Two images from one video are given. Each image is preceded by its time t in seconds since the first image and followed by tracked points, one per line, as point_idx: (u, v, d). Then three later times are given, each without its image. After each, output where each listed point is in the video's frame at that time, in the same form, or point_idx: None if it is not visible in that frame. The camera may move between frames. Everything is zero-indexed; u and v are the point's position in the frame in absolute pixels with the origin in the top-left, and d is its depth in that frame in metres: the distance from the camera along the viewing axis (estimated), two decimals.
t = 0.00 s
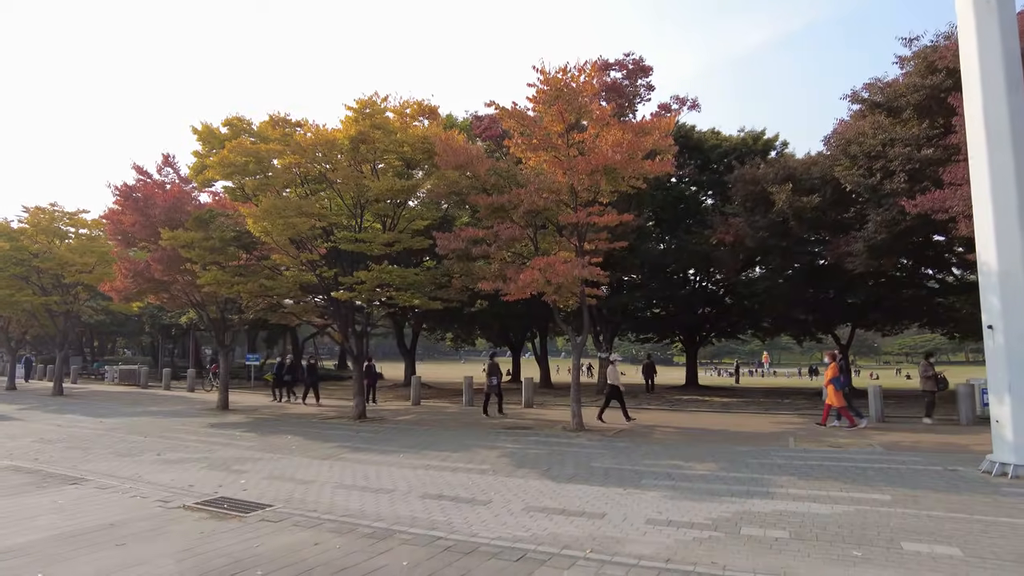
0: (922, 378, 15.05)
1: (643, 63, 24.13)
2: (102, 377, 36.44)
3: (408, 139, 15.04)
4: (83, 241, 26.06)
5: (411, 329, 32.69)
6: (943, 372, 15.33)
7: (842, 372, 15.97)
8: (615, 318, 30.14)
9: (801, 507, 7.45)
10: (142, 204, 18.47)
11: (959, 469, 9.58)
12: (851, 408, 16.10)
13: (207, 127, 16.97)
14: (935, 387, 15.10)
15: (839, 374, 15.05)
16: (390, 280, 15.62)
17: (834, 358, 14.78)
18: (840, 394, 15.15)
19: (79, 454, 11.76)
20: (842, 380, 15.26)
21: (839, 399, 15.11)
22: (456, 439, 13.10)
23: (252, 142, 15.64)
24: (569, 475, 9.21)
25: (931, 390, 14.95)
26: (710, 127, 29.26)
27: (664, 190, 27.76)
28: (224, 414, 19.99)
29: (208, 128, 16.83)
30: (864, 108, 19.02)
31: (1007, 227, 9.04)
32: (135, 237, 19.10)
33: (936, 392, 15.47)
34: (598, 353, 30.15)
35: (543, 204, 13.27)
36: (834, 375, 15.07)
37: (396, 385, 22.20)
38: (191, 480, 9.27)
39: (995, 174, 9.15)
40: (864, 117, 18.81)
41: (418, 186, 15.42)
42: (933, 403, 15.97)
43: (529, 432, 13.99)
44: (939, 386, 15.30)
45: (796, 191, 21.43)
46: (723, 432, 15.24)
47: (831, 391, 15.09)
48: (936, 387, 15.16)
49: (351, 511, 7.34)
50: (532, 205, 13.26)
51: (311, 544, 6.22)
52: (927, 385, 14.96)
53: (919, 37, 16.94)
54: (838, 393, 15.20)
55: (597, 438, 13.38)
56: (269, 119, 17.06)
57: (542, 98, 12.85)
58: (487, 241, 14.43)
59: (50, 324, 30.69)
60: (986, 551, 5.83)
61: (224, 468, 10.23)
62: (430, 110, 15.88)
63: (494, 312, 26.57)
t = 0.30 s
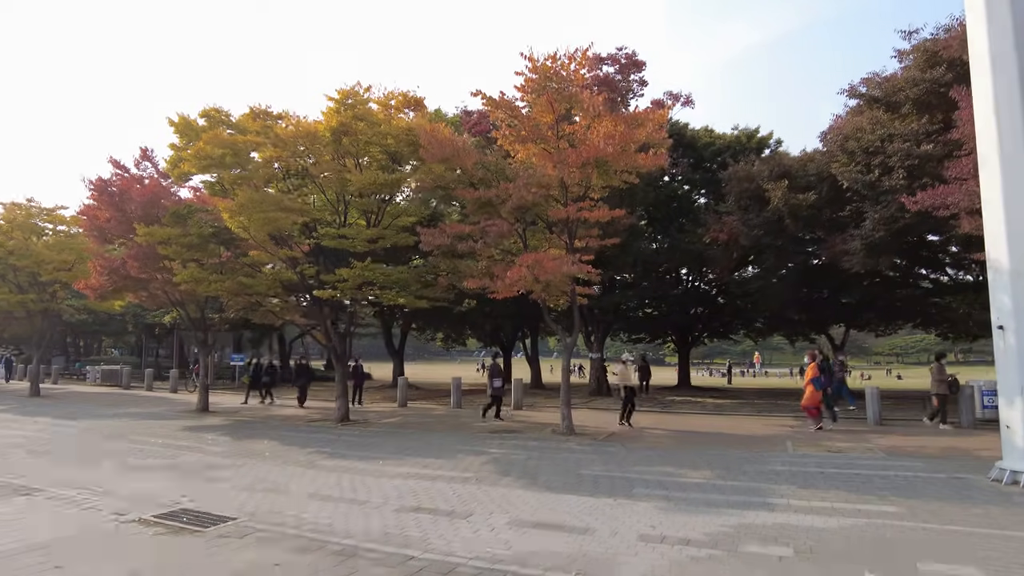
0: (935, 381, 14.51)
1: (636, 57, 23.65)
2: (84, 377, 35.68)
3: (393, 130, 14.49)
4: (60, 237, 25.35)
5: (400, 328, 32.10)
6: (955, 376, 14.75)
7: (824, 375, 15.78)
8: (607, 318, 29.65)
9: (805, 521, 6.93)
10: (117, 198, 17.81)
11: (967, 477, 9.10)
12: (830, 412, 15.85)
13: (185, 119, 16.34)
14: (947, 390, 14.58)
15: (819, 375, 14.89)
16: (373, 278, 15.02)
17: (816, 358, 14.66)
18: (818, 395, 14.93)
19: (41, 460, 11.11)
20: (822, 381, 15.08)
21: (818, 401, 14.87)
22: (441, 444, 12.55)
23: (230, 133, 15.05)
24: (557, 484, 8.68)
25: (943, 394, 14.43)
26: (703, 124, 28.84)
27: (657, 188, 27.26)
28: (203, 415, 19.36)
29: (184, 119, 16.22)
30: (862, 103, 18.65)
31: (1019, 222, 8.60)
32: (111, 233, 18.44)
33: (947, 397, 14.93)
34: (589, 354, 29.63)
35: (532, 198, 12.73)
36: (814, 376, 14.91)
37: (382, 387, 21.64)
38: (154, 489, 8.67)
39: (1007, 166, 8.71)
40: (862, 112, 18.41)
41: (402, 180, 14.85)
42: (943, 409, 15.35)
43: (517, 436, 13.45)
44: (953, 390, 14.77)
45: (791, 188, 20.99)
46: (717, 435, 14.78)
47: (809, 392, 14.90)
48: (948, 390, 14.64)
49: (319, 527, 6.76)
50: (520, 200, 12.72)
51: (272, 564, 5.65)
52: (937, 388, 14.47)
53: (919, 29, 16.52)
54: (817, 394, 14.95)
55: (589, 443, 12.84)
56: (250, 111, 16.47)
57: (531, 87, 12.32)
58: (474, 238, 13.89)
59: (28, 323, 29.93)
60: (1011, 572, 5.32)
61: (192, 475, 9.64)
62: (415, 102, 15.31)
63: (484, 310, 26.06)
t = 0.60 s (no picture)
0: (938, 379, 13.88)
1: (620, 51, 23.18)
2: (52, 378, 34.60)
3: (367, 120, 13.88)
4: (24, 233, 24.39)
5: (380, 328, 31.43)
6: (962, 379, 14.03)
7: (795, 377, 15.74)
8: (590, 317, 29.18)
9: (803, 531, 6.45)
10: (79, 191, 17.01)
11: (966, 481, 8.68)
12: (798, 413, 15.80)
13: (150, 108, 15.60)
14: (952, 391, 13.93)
15: (789, 376, 14.81)
16: (347, 274, 14.39)
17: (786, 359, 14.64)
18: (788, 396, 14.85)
19: None
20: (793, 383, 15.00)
21: (787, 401, 14.79)
22: (416, 448, 11.95)
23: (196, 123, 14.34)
24: (536, 492, 8.14)
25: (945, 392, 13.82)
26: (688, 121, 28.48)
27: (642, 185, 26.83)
28: (172, 418, 18.59)
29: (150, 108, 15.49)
30: (850, 98, 18.33)
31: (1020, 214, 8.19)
32: (72, 228, 17.62)
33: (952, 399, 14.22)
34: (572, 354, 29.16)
35: (512, 190, 12.18)
36: (783, 377, 14.73)
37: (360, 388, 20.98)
38: (100, 499, 8.02)
39: (1007, 155, 8.31)
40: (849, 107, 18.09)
41: (377, 172, 14.26)
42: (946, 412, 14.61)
43: (497, 439, 12.91)
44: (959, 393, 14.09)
45: (777, 184, 20.63)
46: (703, 437, 14.33)
47: (779, 393, 14.82)
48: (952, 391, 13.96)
49: (274, 542, 6.16)
50: (501, 192, 12.17)
51: None
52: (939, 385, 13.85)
53: (908, 22, 16.20)
54: (786, 396, 14.79)
55: (571, 446, 12.31)
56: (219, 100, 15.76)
57: (512, 74, 11.78)
58: (452, 232, 13.31)
59: None
60: None
61: (146, 483, 8.98)
62: (392, 91, 14.69)
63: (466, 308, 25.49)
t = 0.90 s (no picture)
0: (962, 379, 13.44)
1: (615, 45, 22.64)
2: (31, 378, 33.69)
3: (352, 109, 13.26)
4: None
5: (368, 327, 30.76)
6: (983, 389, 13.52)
7: (776, 377, 15.35)
8: (583, 317, 28.64)
9: (821, 549, 5.90)
10: (50, 183, 16.28)
11: (986, 491, 8.18)
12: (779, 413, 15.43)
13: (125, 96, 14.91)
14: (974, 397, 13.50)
15: (771, 376, 14.39)
16: (332, 270, 13.77)
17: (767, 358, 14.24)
18: (769, 397, 14.46)
19: None
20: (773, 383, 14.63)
21: (769, 401, 14.41)
22: (401, 454, 11.35)
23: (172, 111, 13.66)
24: (530, 503, 7.58)
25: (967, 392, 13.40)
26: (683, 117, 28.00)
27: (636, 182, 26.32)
28: (149, 420, 17.89)
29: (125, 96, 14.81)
30: (851, 93, 17.88)
31: None
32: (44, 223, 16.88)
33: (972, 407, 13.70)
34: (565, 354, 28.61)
35: (505, 182, 11.59)
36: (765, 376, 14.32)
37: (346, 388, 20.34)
38: (56, 512, 7.38)
39: None
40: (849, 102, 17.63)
41: (362, 164, 13.64)
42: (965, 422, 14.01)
43: (486, 443, 12.33)
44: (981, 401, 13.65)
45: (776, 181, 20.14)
46: (702, 441, 13.80)
47: (761, 393, 14.42)
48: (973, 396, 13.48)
49: (240, 563, 5.56)
50: (493, 184, 11.59)
51: None
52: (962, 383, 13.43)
53: (911, 14, 15.76)
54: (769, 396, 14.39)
55: (566, 451, 11.74)
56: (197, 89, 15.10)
57: (504, 60, 11.20)
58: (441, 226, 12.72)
59: None
60: None
61: (109, 493, 8.33)
62: (378, 80, 14.08)
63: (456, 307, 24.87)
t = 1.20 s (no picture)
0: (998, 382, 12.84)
1: (616, 37, 22.02)
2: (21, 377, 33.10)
3: (343, 98, 12.69)
4: None
5: (365, 326, 30.18)
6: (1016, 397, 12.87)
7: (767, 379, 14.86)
8: (583, 317, 28.07)
9: (853, 571, 5.33)
10: (31, 175, 15.68)
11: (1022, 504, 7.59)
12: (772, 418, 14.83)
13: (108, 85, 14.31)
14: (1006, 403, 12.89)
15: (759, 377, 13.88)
16: (323, 266, 13.19)
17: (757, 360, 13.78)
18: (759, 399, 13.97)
19: None
20: (762, 385, 14.19)
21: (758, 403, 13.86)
22: (394, 459, 10.75)
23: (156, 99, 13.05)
24: (530, 517, 6.99)
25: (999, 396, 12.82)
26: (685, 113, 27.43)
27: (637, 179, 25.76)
28: (135, 421, 17.29)
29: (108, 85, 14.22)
30: (861, 86, 17.33)
31: None
32: (25, 216, 16.28)
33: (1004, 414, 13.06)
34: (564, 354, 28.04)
35: (504, 173, 11.02)
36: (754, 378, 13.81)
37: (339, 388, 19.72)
38: (16, 524, 6.79)
39: None
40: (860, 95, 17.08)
41: (355, 155, 13.05)
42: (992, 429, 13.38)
43: (484, 448, 11.73)
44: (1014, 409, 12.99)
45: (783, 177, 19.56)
46: (710, 446, 13.20)
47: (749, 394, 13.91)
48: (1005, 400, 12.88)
49: None
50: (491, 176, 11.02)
51: None
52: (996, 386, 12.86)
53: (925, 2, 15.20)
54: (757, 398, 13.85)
55: (567, 457, 11.15)
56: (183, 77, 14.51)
57: (505, 44, 10.63)
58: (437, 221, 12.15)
59: None
60: None
61: (77, 503, 7.74)
62: (373, 68, 13.51)
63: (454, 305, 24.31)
